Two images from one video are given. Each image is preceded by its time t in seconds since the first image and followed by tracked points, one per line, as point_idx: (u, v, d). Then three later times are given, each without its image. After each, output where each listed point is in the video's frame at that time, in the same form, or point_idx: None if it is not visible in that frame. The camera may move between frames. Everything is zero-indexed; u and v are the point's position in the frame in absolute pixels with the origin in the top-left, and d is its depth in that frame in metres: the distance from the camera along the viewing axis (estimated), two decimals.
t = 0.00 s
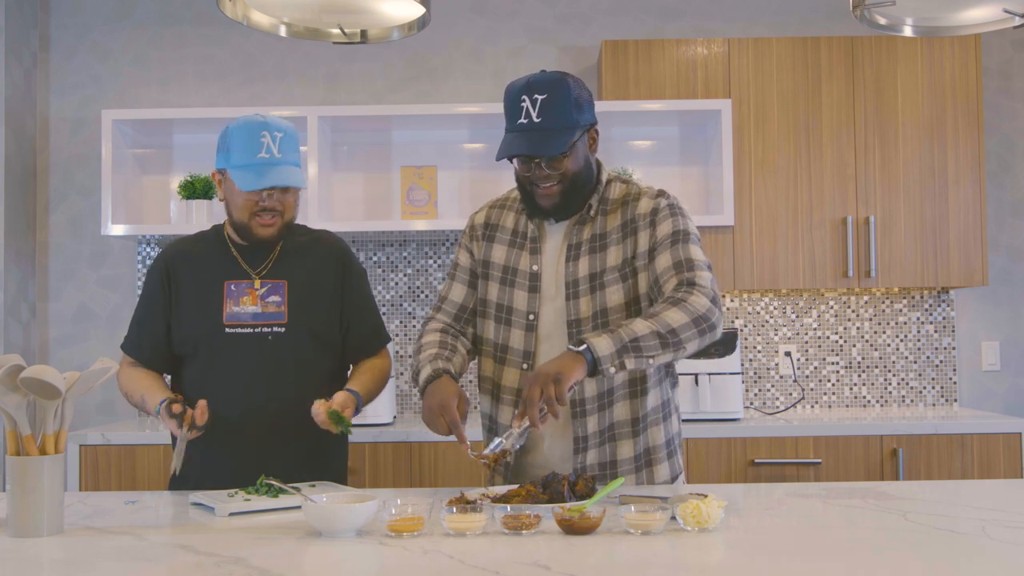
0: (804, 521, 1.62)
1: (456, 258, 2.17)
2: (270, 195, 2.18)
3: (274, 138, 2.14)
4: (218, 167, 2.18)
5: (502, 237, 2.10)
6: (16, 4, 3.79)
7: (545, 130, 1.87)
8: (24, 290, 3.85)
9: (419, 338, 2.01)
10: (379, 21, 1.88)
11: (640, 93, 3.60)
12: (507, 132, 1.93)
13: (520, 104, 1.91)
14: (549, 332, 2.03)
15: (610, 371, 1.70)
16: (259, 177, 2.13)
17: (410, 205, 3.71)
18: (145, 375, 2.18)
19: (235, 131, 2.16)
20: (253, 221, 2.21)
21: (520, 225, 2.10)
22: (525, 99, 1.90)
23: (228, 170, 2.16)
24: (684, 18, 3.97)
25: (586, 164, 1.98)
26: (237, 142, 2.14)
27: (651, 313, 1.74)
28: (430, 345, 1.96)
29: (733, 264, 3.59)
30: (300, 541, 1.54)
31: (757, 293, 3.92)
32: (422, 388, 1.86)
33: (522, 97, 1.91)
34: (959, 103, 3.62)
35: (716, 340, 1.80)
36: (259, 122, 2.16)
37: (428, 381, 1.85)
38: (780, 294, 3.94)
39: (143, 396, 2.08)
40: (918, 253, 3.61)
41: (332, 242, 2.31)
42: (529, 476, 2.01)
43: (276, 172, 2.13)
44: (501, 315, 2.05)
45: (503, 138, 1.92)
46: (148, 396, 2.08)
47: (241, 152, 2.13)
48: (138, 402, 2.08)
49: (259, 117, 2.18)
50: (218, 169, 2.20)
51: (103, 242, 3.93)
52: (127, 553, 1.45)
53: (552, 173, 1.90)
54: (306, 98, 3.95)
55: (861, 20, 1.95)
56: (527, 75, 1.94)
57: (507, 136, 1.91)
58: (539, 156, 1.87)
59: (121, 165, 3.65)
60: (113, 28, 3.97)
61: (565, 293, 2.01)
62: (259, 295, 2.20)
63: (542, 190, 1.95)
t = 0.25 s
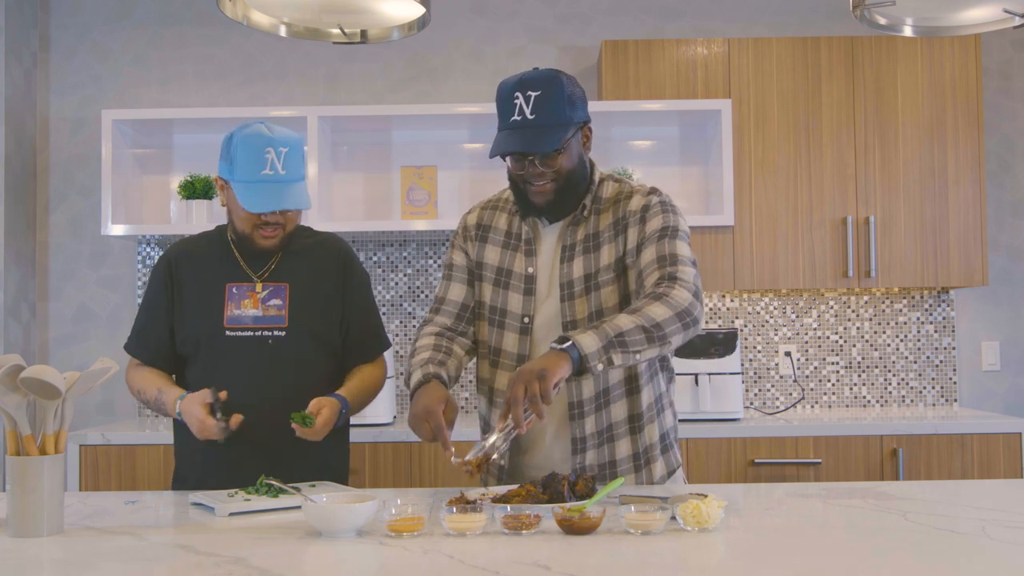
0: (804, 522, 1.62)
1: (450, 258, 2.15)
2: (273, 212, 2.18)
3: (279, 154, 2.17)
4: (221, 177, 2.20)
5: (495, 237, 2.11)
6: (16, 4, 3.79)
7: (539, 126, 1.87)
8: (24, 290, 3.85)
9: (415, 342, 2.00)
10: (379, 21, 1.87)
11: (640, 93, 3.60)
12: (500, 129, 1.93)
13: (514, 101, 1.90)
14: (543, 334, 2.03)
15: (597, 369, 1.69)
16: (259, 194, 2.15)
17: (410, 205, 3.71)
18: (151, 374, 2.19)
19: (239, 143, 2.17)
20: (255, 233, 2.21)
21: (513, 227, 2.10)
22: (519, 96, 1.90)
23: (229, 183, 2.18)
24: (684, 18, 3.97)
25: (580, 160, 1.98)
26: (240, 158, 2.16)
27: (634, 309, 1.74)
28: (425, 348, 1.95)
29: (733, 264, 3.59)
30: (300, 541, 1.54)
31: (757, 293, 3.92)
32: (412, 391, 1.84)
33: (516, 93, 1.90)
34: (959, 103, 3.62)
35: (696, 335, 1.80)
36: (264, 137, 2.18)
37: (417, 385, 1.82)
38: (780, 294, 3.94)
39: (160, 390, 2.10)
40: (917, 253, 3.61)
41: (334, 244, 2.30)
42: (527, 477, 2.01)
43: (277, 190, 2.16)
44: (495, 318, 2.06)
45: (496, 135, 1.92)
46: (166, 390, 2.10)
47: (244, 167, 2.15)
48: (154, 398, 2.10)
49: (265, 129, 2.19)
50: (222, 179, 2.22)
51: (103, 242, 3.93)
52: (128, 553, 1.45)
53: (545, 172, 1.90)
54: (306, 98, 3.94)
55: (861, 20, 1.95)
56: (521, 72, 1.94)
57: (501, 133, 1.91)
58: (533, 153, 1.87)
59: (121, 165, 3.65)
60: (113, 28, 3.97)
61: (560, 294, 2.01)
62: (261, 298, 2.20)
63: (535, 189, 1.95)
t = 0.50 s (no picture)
0: (804, 522, 1.62)
1: (443, 262, 2.14)
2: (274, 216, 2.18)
3: (281, 157, 2.18)
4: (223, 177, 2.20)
5: (487, 241, 2.10)
6: (16, 4, 3.79)
7: (525, 131, 1.87)
8: (24, 290, 3.85)
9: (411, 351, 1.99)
10: (378, 21, 1.87)
11: (640, 93, 3.60)
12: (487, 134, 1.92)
13: (500, 106, 1.90)
14: (537, 341, 2.04)
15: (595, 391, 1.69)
16: (260, 196, 2.15)
17: (410, 205, 3.72)
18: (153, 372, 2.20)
19: (241, 144, 2.17)
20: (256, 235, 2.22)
21: (506, 230, 2.10)
22: (506, 100, 1.89)
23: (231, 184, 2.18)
24: (684, 18, 3.97)
25: (570, 164, 1.97)
26: (243, 159, 2.16)
27: (633, 328, 1.73)
28: (424, 361, 1.94)
29: (733, 264, 3.59)
30: (300, 541, 1.54)
31: (757, 293, 3.92)
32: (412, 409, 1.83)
33: (502, 98, 1.90)
34: (959, 103, 3.62)
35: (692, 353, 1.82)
36: (267, 139, 2.18)
37: (418, 405, 1.82)
38: (780, 294, 3.94)
39: (172, 385, 2.10)
40: (917, 253, 3.61)
41: (335, 244, 2.30)
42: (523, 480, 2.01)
43: (278, 194, 2.16)
44: (488, 323, 2.06)
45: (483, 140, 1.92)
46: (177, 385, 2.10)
47: (247, 169, 2.15)
48: (166, 394, 2.09)
49: (269, 131, 2.19)
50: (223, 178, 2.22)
51: (103, 242, 3.93)
52: (128, 553, 1.45)
53: (534, 177, 1.90)
54: (306, 98, 3.94)
55: (861, 20, 1.95)
56: (507, 76, 1.94)
57: (487, 138, 1.91)
58: (520, 159, 1.86)
59: (121, 165, 3.65)
60: (113, 28, 3.97)
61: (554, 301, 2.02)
62: (261, 299, 2.20)
63: (524, 195, 1.94)
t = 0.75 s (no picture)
0: (804, 522, 1.61)
1: (442, 261, 2.14)
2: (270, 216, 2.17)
3: (280, 158, 2.17)
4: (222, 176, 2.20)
5: (487, 241, 2.10)
6: (16, 4, 3.79)
7: (527, 133, 1.87)
8: (24, 290, 3.85)
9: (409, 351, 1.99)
10: (378, 21, 1.88)
11: (640, 93, 3.60)
12: (488, 137, 1.93)
13: (502, 108, 1.90)
14: (537, 343, 2.04)
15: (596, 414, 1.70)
16: (256, 198, 2.15)
17: (410, 205, 3.72)
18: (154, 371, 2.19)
19: (241, 144, 2.17)
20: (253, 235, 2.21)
21: (506, 230, 2.10)
22: (507, 103, 1.90)
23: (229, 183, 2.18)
24: (684, 18, 3.97)
25: (571, 168, 1.97)
26: (241, 159, 2.15)
27: (635, 349, 1.74)
28: (423, 361, 1.94)
29: (733, 265, 3.59)
30: (300, 541, 1.54)
31: (757, 293, 3.92)
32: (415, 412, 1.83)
33: (504, 100, 1.90)
34: (959, 103, 3.62)
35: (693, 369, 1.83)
36: (267, 140, 2.18)
37: (420, 406, 1.82)
38: (780, 294, 3.94)
39: (176, 382, 2.10)
40: (917, 253, 3.61)
41: (335, 244, 2.30)
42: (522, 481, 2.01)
43: (275, 196, 2.16)
44: (488, 324, 2.06)
45: (484, 143, 1.92)
46: (181, 383, 2.09)
47: (244, 169, 2.15)
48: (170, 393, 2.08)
49: (269, 132, 2.19)
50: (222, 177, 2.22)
51: (103, 242, 3.93)
52: (128, 553, 1.45)
53: (534, 180, 1.89)
54: (306, 98, 3.94)
55: (861, 20, 1.95)
56: (508, 78, 1.94)
57: (487, 141, 1.91)
58: (521, 161, 1.86)
59: (121, 165, 3.65)
60: (113, 28, 3.97)
61: (554, 303, 2.02)
62: (261, 299, 2.20)
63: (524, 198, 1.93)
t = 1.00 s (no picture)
0: (804, 522, 1.62)
1: (444, 259, 2.15)
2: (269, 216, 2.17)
3: (280, 159, 2.17)
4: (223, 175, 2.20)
5: (490, 240, 2.11)
6: (16, 4, 3.79)
7: (535, 131, 1.87)
8: (24, 290, 3.85)
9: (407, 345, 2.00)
10: (378, 21, 1.88)
11: (640, 93, 3.60)
12: (495, 134, 1.92)
13: (510, 105, 1.90)
14: (537, 344, 2.04)
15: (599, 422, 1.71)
16: (256, 198, 2.15)
17: (410, 205, 3.72)
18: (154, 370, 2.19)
19: (242, 144, 2.17)
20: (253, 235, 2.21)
21: (509, 229, 2.10)
22: (516, 100, 1.90)
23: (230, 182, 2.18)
24: (684, 18, 3.97)
25: (576, 168, 1.97)
26: (242, 159, 2.15)
27: (635, 357, 1.74)
28: (420, 355, 1.94)
29: (733, 265, 3.59)
30: (300, 541, 1.54)
31: (757, 293, 3.92)
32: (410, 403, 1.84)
33: (513, 97, 1.90)
34: (959, 103, 3.62)
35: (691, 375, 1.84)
36: (267, 140, 2.17)
37: (416, 397, 1.82)
38: (780, 294, 3.94)
39: (178, 380, 2.10)
40: (917, 253, 3.61)
41: (336, 244, 2.30)
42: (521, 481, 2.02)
43: (274, 197, 2.16)
44: (489, 323, 2.06)
45: (491, 139, 1.92)
46: (183, 381, 2.09)
47: (245, 169, 2.15)
48: (172, 391, 2.09)
49: (271, 132, 2.19)
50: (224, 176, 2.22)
51: (103, 242, 3.93)
52: (127, 553, 1.45)
53: (540, 179, 1.90)
54: (306, 98, 3.94)
55: (861, 20, 1.95)
56: (517, 76, 1.94)
57: (495, 138, 1.91)
58: (528, 160, 1.86)
59: (121, 165, 3.65)
60: (113, 28, 3.97)
61: (555, 304, 2.02)
62: (261, 299, 2.20)
63: (529, 196, 1.94)
